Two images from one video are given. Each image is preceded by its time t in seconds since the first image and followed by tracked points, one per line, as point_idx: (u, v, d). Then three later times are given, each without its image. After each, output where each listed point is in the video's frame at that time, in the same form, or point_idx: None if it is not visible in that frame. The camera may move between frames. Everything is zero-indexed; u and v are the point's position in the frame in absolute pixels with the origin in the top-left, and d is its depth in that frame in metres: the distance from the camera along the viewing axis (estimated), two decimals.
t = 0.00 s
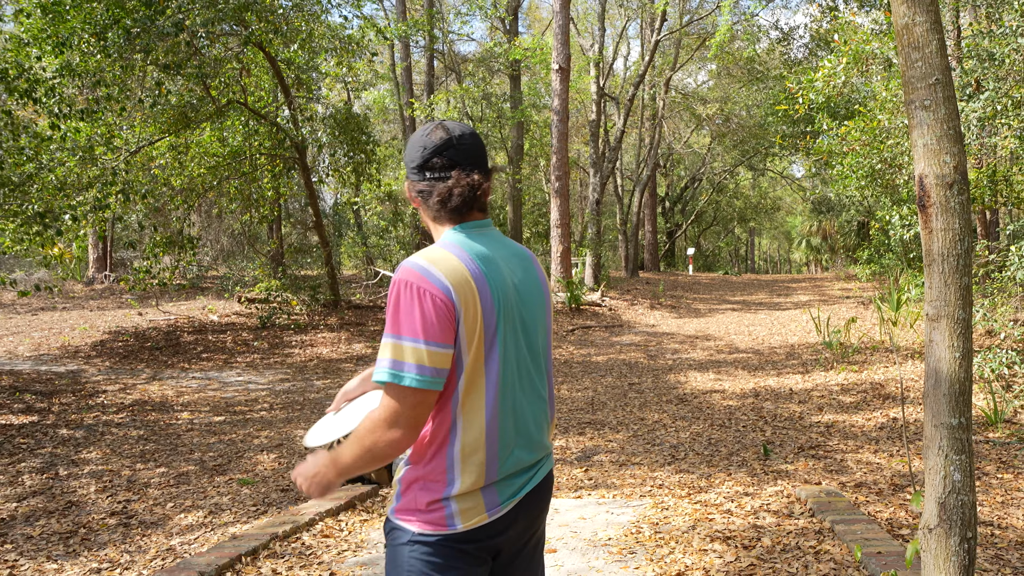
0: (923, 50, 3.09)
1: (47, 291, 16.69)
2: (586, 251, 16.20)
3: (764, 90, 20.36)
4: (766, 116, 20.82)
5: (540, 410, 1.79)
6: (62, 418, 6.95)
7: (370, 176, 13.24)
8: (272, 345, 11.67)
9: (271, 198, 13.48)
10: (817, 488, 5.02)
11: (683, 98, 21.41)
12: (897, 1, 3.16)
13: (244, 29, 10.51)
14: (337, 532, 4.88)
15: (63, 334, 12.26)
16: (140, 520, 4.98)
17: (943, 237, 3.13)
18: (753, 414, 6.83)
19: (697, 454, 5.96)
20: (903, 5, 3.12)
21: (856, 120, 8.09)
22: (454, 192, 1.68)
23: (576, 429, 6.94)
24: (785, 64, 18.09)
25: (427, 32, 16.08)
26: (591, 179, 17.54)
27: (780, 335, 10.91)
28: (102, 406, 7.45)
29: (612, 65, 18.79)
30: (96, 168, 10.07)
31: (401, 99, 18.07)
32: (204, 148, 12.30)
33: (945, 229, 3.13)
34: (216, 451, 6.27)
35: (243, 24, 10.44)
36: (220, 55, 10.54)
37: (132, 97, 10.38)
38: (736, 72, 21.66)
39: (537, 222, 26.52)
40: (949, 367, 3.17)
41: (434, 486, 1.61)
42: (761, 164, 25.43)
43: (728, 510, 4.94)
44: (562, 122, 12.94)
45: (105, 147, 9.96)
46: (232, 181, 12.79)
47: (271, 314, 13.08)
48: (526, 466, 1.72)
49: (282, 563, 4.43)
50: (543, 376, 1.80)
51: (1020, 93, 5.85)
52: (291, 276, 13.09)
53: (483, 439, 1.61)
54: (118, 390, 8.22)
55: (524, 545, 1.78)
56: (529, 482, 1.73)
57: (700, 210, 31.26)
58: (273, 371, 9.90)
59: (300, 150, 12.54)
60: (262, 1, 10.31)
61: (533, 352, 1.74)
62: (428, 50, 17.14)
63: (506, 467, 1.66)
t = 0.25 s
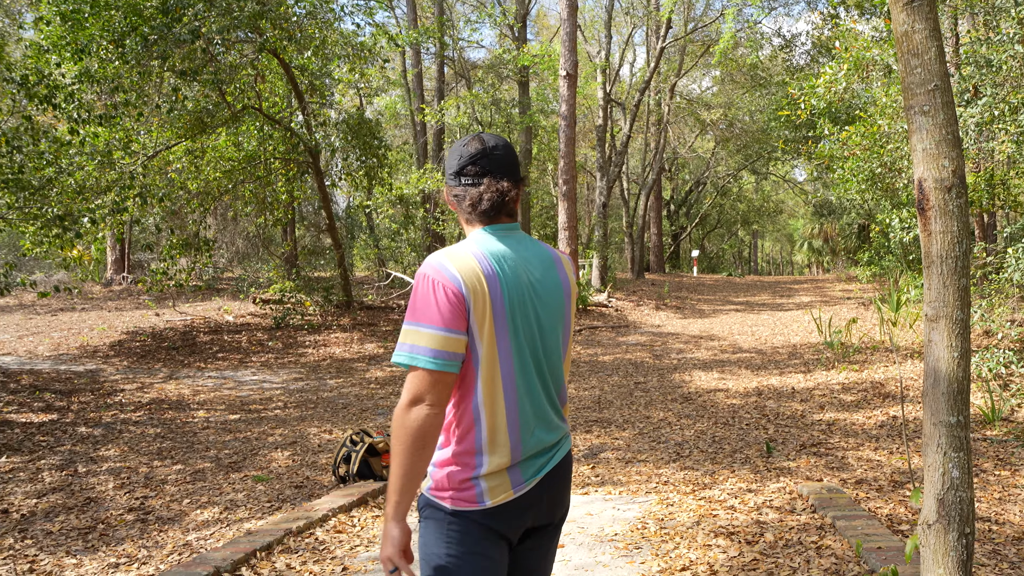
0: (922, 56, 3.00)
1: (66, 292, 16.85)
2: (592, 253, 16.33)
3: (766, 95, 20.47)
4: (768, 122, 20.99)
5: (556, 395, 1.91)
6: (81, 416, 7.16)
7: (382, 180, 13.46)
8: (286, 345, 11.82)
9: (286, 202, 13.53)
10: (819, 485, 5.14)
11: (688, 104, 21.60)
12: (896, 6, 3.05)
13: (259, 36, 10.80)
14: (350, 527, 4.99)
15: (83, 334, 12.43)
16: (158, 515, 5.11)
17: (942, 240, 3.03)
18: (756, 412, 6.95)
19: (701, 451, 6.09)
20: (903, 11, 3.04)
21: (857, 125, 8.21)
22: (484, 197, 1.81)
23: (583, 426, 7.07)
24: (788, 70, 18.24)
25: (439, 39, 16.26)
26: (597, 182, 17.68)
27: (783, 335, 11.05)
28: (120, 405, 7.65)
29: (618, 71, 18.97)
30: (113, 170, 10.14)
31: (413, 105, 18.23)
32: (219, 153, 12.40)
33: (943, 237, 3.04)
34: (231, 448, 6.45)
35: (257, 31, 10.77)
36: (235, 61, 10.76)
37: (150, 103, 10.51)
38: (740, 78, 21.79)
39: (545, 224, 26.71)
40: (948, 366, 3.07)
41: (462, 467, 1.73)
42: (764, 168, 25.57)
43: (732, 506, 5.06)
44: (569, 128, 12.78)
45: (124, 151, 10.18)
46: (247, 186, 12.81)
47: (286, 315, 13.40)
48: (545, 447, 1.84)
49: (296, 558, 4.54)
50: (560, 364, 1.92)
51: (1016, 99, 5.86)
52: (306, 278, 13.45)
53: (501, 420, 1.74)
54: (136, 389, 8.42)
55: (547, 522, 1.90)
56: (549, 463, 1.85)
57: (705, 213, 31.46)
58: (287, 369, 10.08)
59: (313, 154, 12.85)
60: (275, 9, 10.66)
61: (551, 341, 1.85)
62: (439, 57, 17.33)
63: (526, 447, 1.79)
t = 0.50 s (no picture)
0: (921, 63, 3.04)
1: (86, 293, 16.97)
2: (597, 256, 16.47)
3: (769, 102, 20.59)
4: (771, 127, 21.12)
5: (571, 389, 2.04)
6: (99, 416, 7.32)
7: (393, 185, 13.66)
8: (300, 345, 11.96)
9: (299, 205, 13.73)
10: (820, 482, 5.27)
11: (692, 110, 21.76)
12: (895, 15, 3.09)
13: (273, 44, 10.96)
14: (362, 523, 5.11)
15: (101, 334, 12.57)
16: (175, 512, 5.23)
17: (939, 243, 3.07)
18: (758, 411, 7.08)
19: (705, 449, 6.21)
20: (902, 19, 3.07)
21: (857, 131, 8.34)
22: (502, 203, 1.93)
23: (590, 425, 7.20)
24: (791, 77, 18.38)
25: (449, 47, 16.44)
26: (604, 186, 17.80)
27: (784, 336, 11.18)
28: (137, 404, 7.82)
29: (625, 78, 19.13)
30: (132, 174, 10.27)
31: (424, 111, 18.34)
32: (235, 157, 12.57)
33: (941, 239, 3.07)
34: (246, 446, 6.60)
35: (272, 39, 10.89)
36: (250, 69, 10.93)
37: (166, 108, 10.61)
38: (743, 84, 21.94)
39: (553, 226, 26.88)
40: (946, 366, 3.11)
41: (489, 455, 1.84)
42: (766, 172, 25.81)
43: (735, 502, 5.19)
44: (575, 133, 12.76)
45: (141, 156, 10.21)
46: (262, 189, 13.11)
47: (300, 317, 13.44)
48: (564, 438, 1.96)
49: (309, 554, 4.66)
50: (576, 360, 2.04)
51: (1013, 106, 5.87)
52: (318, 280, 13.67)
53: (526, 411, 1.86)
54: (153, 389, 8.59)
55: (566, 507, 2.02)
56: (567, 453, 1.97)
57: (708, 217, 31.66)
58: (300, 369, 10.22)
59: (326, 159, 13.03)
60: (290, 17, 10.67)
61: (568, 338, 1.97)
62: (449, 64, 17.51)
63: (546, 437, 1.90)
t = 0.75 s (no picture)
0: (914, 71, 3.15)
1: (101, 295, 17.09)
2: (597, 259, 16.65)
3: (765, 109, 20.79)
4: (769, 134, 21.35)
5: (593, 392, 2.13)
6: (112, 415, 7.47)
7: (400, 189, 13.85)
8: (308, 346, 12.11)
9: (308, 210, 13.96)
10: (816, 480, 5.41)
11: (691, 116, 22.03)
12: (889, 25, 3.21)
13: (283, 52, 11.06)
14: (369, 520, 5.25)
15: (115, 336, 12.73)
16: (186, 509, 5.37)
17: (932, 246, 3.18)
18: (756, 411, 7.21)
19: (704, 448, 6.34)
20: (896, 28, 3.17)
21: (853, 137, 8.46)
22: (525, 207, 2.04)
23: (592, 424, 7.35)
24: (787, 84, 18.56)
25: (454, 55, 16.66)
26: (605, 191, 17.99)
27: (781, 338, 11.32)
28: (149, 404, 7.98)
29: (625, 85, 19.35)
30: (144, 180, 10.53)
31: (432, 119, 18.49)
32: (245, 163, 12.65)
33: (933, 242, 3.19)
34: (256, 445, 6.74)
35: (281, 48, 10.97)
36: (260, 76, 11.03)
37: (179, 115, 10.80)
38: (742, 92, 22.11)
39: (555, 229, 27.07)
40: (938, 367, 3.22)
41: (513, 458, 1.96)
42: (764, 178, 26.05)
43: (733, 500, 5.32)
44: (577, 139, 12.85)
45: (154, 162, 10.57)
46: (271, 195, 13.27)
47: (308, 319, 13.56)
48: (588, 439, 2.06)
49: (318, 550, 4.79)
50: (596, 364, 2.13)
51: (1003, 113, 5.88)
52: (327, 283, 13.86)
53: (547, 416, 1.96)
54: (165, 389, 8.74)
55: (595, 504, 2.14)
56: (592, 453, 2.06)
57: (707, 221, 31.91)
58: (309, 369, 10.37)
59: (335, 164, 13.12)
60: (298, 26, 10.97)
61: (586, 344, 2.07)
62: (453, 72, 17.72)
63: (571, 440, 2.00)
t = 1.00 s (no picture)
0: (902, 77, 3.23)
1: (109, 296, 17.23)
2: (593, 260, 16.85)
3: (757, 114, 21.04)
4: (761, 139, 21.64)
5: (611, 383, 2.21)
6: (120, 412, 7.62)
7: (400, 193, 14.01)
8: (311, 345, 12.25)
9: (311, 214, 13.99)
10: (806, 476, 5.55)
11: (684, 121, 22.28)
12: (878, 32, 3.29)
13: (286, 59, 11.19)
14: (370, 516, 5.39)
15: (122, 335, 12.87)
16: (192, 504, 5.50)
17: (920, 248, 3.25)
18: (747, 408, 7.35)
19: (697, 445, 6.47)
20: (884, 35, 3.27)
21: (842, 142, 8.59)
22: (529, 210, 2.11)
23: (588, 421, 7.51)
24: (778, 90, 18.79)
25: (454, 62, 16.87)
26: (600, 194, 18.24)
27: (772, 337, 11.48)
28: (156, 402, 8.13)
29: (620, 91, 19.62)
30: (151, 184, 10.71)
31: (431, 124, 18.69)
32: (250, 167, 12.84)
33: (920, 244, 3.25)
34: (260, 442, 6.88)
35: (285, 53, 11.12)
36: (265, 83, 11.35)
37: (184, 120, 10.98)
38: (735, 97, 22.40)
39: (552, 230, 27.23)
40: (926, 366, 3.28)
41: (539, 452, 2.04)
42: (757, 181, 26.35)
43: (726, 495, 5.46)
44: (573, 144, 12.98)
45: (161, 166, 10.75)
46: (275, 198, 13.34)
47: (311, 318, 13.67)
48: (607, 429, 2.13)
49: (321, 544, 4.93)
50: (612, 356, 2.19)
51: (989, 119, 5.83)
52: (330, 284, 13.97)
53: (568, 410, 2.03)
54: (171, 387, 8.89)
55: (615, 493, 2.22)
56: (611, 444, 2.14)
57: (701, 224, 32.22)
58: (311, 368, 10.51)
59: (337, 168, 13.27)
60: (301, 33, 11.13)
61: (601, 337, 2.14)
62: (452, 78, 17.93)
63: (592, 433, 2.08)
